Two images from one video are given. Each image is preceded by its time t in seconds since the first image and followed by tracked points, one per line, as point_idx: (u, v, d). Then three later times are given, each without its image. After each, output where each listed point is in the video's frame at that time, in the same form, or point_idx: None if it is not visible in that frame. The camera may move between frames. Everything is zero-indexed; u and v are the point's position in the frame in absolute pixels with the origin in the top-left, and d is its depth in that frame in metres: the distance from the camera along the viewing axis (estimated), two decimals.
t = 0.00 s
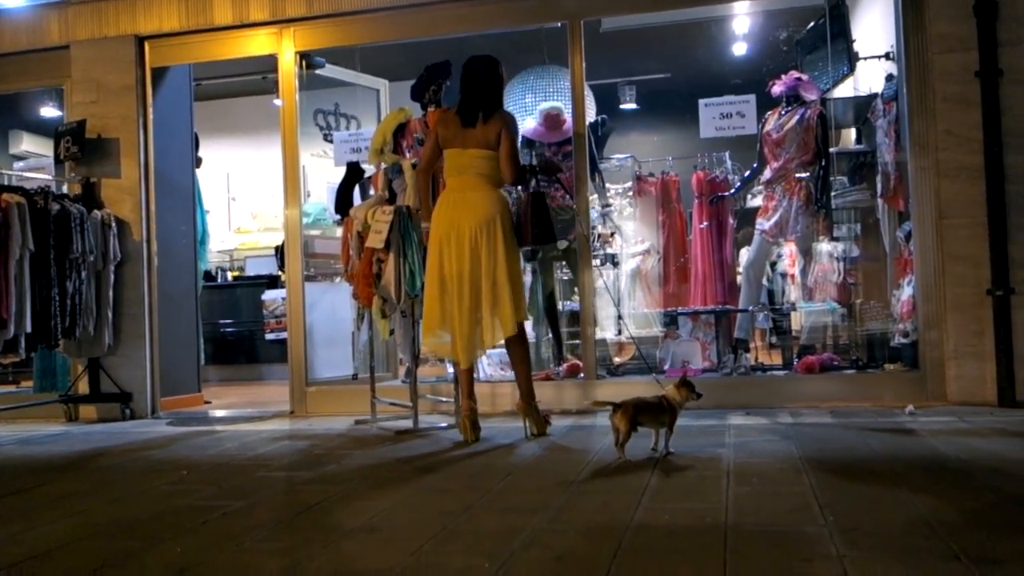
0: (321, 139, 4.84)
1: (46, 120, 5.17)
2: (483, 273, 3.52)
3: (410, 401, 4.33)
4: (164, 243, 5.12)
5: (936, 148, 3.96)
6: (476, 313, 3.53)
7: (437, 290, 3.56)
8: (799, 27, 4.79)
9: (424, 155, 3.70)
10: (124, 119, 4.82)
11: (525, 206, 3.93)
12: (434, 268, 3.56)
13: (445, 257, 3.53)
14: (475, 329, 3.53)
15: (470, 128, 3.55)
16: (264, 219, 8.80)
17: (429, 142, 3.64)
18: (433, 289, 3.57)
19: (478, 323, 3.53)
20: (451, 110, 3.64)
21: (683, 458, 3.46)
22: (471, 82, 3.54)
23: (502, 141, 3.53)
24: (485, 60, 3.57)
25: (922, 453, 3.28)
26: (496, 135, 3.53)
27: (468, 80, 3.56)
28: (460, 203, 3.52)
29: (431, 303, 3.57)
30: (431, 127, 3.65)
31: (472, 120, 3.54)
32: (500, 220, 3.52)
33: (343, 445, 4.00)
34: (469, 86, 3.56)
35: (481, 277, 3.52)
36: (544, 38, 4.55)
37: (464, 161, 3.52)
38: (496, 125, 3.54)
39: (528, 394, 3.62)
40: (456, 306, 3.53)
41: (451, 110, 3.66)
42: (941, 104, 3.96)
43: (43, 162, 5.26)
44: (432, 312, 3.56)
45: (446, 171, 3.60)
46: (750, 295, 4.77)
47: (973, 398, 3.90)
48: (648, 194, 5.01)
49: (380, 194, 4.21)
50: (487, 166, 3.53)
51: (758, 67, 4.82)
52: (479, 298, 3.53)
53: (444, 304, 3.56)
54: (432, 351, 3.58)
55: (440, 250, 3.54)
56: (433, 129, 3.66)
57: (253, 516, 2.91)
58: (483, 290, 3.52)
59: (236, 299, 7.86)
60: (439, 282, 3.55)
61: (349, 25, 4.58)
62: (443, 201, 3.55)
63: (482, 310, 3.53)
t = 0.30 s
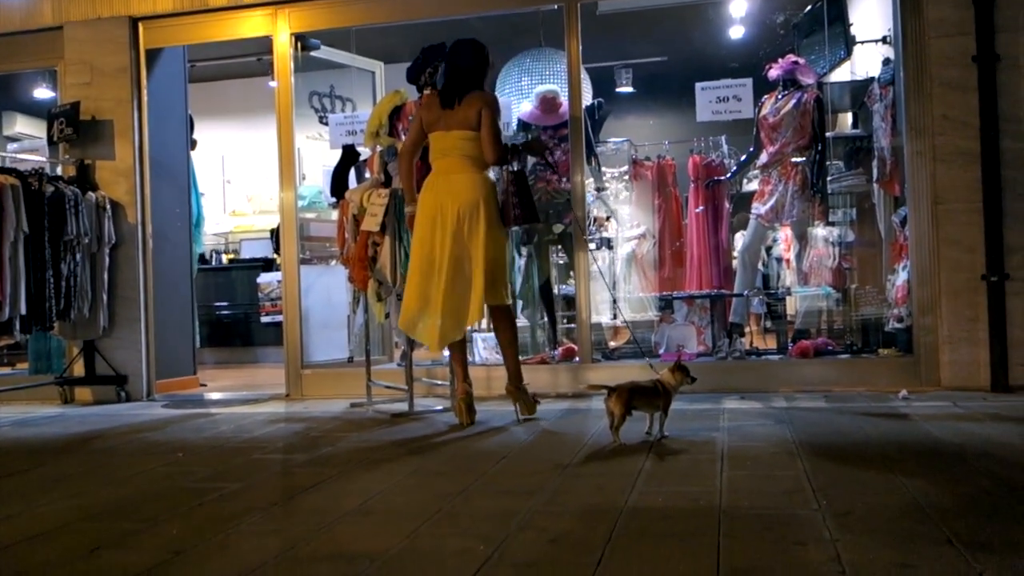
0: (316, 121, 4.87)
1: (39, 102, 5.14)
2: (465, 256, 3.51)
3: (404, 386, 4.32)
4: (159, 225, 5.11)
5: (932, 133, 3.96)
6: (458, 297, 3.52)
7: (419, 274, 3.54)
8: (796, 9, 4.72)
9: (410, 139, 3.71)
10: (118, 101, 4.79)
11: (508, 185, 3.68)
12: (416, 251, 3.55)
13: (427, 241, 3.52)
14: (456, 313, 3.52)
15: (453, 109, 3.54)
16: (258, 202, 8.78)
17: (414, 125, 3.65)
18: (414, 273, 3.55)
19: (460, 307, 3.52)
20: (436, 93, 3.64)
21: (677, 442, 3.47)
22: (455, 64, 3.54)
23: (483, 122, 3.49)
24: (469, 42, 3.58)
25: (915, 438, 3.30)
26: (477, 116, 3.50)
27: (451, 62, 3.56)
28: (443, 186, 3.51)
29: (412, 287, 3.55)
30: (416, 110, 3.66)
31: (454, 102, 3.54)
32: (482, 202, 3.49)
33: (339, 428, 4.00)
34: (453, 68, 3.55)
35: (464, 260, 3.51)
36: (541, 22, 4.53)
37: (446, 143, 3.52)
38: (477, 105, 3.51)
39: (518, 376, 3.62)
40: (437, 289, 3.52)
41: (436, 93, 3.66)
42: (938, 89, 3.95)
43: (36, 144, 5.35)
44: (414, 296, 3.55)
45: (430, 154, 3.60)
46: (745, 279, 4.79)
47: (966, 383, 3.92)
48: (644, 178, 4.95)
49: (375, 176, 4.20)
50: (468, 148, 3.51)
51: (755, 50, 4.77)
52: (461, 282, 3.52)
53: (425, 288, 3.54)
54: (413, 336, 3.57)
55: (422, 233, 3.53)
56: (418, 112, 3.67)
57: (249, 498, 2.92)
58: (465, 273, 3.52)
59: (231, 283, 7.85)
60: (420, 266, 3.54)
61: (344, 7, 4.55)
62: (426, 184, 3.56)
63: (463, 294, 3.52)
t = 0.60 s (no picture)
0: (316, 107, 4.86)
1: (38, 86, 5.15)
2: (463, 242, 3.50)
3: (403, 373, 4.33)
4: (158, 211, 5.10)
5: (933, 122, 3.95)
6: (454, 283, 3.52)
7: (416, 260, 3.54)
8: None
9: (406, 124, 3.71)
10: (117, 85, 4.78)
11: (507, 169, 3.58)
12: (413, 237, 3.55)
13: (424, 226, 3.52)
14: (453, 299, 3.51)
15: (450, 94, 3.54)
16: (257, 188, 8.78)
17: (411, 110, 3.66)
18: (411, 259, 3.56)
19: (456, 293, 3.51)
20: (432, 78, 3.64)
21: (674, 430, 3.48)
22: (450, 48, 3.54)
23: (481, 106, 3.48)
24: (466, 27, 3.57)
25: (912, 427, 3.30)
26: (474, 100, 3.49)
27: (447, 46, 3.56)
28: (440, 171, 3.51)
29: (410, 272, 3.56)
30: (412, 95, 3.66)
31: (450, 87, 3.54)
32: (480, 187, 3.48)
33: (338, 415, 4.01)
34: (448, 51, 3.54)
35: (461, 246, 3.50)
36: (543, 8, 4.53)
37: (443, 128, 3.52)
38: (474, 90, 3.50)
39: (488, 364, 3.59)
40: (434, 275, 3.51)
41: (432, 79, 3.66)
42: (939, 77, 3.95)
43: (35, 128, 5.30)
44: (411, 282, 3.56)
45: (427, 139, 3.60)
46: (745, 268, 4.78)
47: (964, 372, 3.93)
48: (643, 166, 4.96)
49: (375, 163, 4.20)
50: (465, 133, 3.51)
51: (757, 38, 4.74)
52: (458, 267, 3.52)
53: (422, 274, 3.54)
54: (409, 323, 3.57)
55: (419, 218, 3.53)
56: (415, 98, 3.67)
57: (248, 484, 2.92)
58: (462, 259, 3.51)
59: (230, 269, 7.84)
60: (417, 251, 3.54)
61: None
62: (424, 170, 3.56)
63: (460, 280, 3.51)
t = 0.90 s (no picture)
0: (297, 99, 4.80)
1: (13, 74, 5.06)
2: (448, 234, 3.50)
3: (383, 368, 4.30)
4: (136, 203, 5.04)
5: (909, 123, 4.01)
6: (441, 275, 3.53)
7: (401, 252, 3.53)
8: None
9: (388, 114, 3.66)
10: (95, 75, 4.71)
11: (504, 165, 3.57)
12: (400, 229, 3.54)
13: (410, 217, 3.50)
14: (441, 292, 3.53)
15: (437, 85, 3.52)
16: (237, 181, 8.70)
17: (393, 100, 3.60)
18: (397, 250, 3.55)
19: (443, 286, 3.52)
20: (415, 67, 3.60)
21: (653, 426, 3.49)
22: (438, 39, 3.51)
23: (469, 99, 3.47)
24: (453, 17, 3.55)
25: (888, 423, 3.34)
26: (462, 92, 3.48)
27: (433, 36, 3.53)
28: (425, 162, 3.49)
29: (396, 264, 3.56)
30: (395, 84, 3.62)
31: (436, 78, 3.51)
32: (467, 180, 3.48)
33: (317, 410, 3.99)
34: (436, 42, 3.53)
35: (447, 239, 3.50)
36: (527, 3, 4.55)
37: (430, 120, 3.50)
38: (462, 81, 3.49)
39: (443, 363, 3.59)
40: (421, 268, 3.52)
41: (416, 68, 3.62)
42: (917, 79, 4.00)
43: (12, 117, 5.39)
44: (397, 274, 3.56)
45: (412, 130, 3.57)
46: (724, 265, 4.83)
47: (938, 370, 3.99)
48: (625, 162, 4.99)
49: (357, 157, 4.17)
50: (453, 124, 3.49)
51: (739, 36, 4.80)
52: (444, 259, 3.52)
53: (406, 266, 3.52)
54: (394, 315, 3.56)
55: (406, 210, 3.51)
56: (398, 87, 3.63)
57: (224, 480, 2.89)
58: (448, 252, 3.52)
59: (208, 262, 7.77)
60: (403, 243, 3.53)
61: None
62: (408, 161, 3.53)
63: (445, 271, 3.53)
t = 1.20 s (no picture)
0: (279, 100, 4.78)
1: None
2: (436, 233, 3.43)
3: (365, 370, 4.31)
4: (116, 202, 5.02)
5: (892, 127, 4.02)
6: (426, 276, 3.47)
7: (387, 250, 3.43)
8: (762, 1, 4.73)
9: (372, 108, 3.54)
10: (75, 75, 4.69)
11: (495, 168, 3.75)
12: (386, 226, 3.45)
13: (398, 215, 3.42)
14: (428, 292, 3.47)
15: (429, 82, 3.45)
16: (218, 181, 8.68)
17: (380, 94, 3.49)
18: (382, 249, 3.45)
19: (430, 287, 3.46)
20: (404, 62, 3.50)
21: (635, 430, 3.50)
22: (431, 36, 3.43)
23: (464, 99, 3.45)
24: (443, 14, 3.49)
25: (868, 428, 3.35)
26: (457, 92, 3.45)
27: (422, 32, 3.44)
28: (411, 160, 3.41)
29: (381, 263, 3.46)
30: (382, 77, 3.50)
31: (428, 75, 3.44)
32: (457, 179, 3.44)
33: (299, 412, 3.97)
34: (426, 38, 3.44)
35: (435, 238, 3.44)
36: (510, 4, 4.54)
37: (422, 117, 3.43)
38: (455, 81, 3.47)
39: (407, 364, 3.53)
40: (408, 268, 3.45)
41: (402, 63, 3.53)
42: (899, 83, 4.00)
43: None
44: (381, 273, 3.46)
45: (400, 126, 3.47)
46: (706, 270, 4.82)
47: (918, 375, 4.00)
48: (608, 166, 5.00)
49: (339, 158, 4.16)
50: (445, 123, 3.45)
51: (723, 39, 4.79)
52: (430, 259, 3.46)
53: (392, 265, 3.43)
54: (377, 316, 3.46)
55: (393, 208, 3.42)
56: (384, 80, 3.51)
57: (205, 482, 2.88)
58: (434, 252, 3.45)
59: (190, 264, 7.76)
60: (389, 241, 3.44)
61: None
62: (397, 158, 3.43)
63: (431, 271, 3.46)
